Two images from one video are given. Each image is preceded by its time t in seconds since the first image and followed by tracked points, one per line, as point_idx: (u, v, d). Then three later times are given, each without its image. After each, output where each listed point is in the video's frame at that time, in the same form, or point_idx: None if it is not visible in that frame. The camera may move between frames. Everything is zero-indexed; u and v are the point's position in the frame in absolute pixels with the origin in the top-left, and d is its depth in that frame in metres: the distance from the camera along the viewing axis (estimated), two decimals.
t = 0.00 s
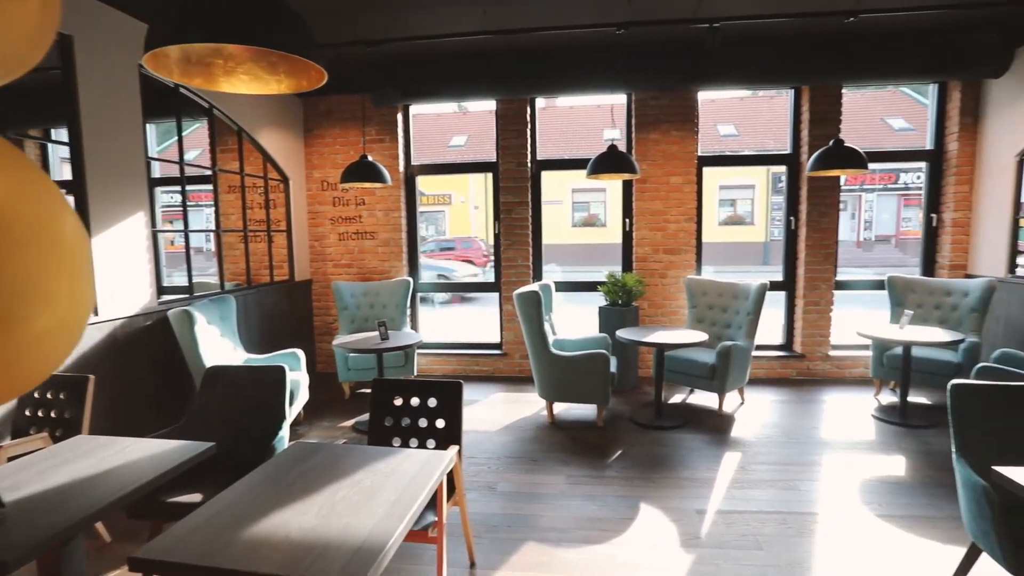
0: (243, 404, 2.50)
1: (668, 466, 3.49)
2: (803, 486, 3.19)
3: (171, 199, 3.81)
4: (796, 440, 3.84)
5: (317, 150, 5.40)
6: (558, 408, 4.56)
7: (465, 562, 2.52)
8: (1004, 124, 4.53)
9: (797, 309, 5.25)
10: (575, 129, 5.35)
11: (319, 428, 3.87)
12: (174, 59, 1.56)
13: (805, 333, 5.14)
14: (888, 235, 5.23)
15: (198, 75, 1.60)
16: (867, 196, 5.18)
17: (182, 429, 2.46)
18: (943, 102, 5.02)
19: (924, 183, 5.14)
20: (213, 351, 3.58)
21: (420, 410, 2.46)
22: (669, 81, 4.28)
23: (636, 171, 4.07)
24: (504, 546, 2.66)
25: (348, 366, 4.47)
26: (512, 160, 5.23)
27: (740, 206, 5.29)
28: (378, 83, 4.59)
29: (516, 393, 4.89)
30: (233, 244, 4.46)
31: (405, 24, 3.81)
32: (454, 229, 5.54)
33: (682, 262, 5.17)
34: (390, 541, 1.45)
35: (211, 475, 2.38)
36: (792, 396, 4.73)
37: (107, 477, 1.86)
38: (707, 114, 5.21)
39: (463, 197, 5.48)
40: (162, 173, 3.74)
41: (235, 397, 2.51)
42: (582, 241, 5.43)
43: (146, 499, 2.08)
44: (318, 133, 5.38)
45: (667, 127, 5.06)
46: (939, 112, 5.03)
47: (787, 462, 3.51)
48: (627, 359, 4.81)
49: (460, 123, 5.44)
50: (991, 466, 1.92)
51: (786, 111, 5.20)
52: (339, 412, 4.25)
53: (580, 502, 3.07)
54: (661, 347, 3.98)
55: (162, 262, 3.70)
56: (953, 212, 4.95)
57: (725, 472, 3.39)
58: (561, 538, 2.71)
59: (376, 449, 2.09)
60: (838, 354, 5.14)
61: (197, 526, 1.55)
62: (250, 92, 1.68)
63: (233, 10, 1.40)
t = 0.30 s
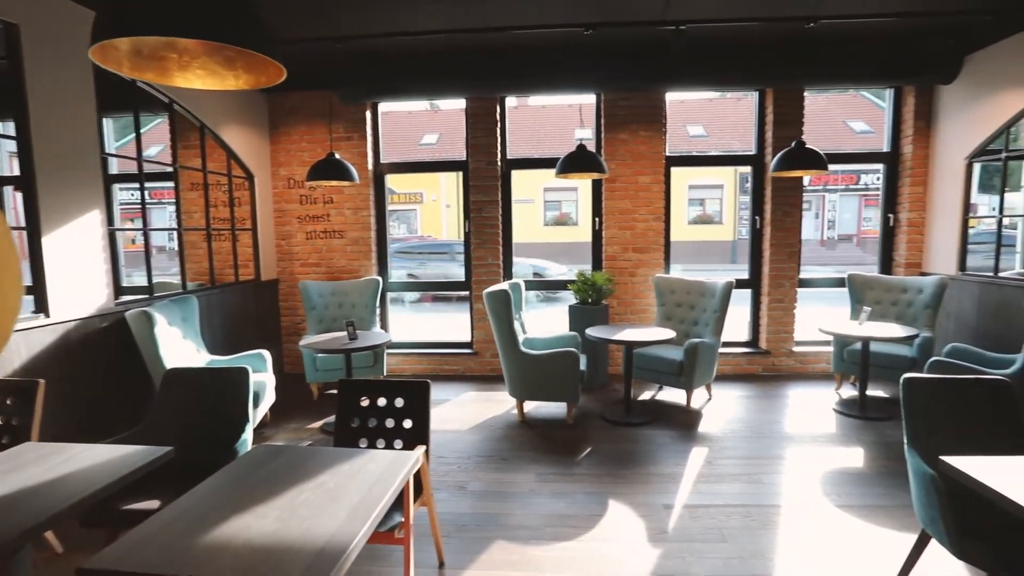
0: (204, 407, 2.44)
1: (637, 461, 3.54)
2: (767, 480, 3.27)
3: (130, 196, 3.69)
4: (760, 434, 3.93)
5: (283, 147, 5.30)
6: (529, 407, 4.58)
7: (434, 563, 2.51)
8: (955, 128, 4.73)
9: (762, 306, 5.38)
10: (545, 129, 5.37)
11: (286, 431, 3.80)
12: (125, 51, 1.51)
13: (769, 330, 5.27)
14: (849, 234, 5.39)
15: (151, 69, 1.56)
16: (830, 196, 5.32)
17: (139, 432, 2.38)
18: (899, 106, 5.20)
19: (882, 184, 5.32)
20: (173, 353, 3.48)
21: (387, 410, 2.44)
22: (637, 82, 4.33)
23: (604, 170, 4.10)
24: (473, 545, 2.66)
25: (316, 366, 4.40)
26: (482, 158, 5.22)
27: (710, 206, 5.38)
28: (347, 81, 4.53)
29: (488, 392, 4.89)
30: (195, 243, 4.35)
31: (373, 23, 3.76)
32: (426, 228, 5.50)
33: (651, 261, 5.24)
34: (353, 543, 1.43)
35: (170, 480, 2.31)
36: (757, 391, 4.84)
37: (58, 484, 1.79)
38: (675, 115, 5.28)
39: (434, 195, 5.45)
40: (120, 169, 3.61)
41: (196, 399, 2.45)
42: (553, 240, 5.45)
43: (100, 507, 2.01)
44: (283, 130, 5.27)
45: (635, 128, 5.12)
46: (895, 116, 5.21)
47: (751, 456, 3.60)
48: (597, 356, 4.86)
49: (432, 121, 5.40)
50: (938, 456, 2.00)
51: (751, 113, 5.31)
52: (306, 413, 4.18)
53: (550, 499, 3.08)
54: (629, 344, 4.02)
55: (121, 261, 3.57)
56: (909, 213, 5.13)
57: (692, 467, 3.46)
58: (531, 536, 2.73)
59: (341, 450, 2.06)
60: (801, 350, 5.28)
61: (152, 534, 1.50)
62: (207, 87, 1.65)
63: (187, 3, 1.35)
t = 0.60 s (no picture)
0: (160, 410, 2.36)
1: (605, 458, 3.57)
2: (731, 474, 3.34)
3: (82, 192, 3.54)
4: (725, 429, 4.01)
5: (246, 143, 5.17)
6: (498, 405, 4.57)
7: (400, 564, 2.48)
8: (909, 132, 4.91)
9: (727, 303, 5.49)
10: (514, 128, 5.37)
11: (249, 433, 3.72)
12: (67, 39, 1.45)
13: (735, 327, 5.38)
14: (812, 234, 5.54)
15: (97, 58, 1.50)
16: (794, 196, 5.46)
17: (90, 438, 2.29)
18: (857, 110, 5.37)
19: (840, 184, 5.48)
20: (128, 355, 3.36)
21: (352, 411, 2.41)
22: (606, 82, 4.36)
23: (572, 169, 4.12)
24: (441, 545, 2.64)
25: (281, 367, 4.31)
26: (451, 156, 5.19)
27: (679, 205, 5.47)
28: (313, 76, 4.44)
29: (458, 391, 4.87)
30: (153, 240, 4.21)
31: (339, 18, 3.69)
32: (397, 227, 5.44)
33: (620, 260, 5.29)
34: (312, 547, 1.40)
35: (123, 486, 2.22)
36: (722, 387, 4.93)
37: None
38: (645, 115, 5.34)
39: (405, 193, 5.39)
40: (72, 164, 3.44)
41: (151, 403, 2.37)
42: (523, 239, 5.46)
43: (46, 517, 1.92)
44: (247, 126, 5.15)
45: (604, 127, 5.16)
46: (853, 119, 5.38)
47: (716, 451, 3.66)
48: (566, 354, 4.89)
49: (402, 119, 5.35)
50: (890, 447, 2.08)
51: (717, 113, 5.40)
52: (271, 415, 4.10)
53: (519, 497, 3.09)
54: (598, 342, 4.05)
55: (73, 259, 3.43)
56: (866, 213, 5.30)
57: (658, 462, 3.50)
58: (499, 535, 2.72)
59: (302, 452, 2.02)
60: (765, 347, 5.41)
61: (101, 543, 1.44)
62: (157, 78, 1.60)
63: None
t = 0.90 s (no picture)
0: (111, 415, 2.28)
1: (573, 456, 3.59)
2: (696, 469, 3.40)
3: (27, 188, 3.37)
4: (690, 425, 4.08)
5: (206, 139, 5.02)
6: (467, 405, 4.56)
7: (365, 567, 2.45)
8: (864, 134, 5.08)
9: (693, 301, 5.58)
10: (483, 126, 5.36)
11: (210, 437, 3.62)
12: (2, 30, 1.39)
13: (700, 325, 5.48)
14: (776, 233, 5.69)
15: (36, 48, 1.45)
16: (760, 196, 5.59)
17: (35, 445, 2.19)
18: (817, 112, 5.52)
19: (801, 185, 5.63)
20: (78, 358, 3.23)
21: (314, 413, 2.36)
22: (573, 81, 4.39)
23: (539, 167, 4.13)
24: (407, 547, 2.61)
25: (244, 369, 4.21)
26: (419, 154, 5.14)
27: (647, 204, 5.53)
28: (276, 71, 4.35)
29: (426, 391, 4.83)
30: (106, 238, 4.05)
31: (303, 12, 3.61)
32: (366, 225, 5.36)
33: (588, 258, 5.34)
34: (268, 553, 1.37)
35: (70, 495, 2.14)
36: (688, 384, 5.02)
37: None
38: (615, 115, 5.39)
39: (375, 191, 5.31)
40: (15, 158, 3.28)
41: (101, 408, 2.28)
42: (493, 237, 5.45)
43: None
44: (207, 121, 5.00)
45: (572, 126, 5.18)
46: (813, 121, 5.53)
47: (681, 446, 3.72)
48: (535, 352, 4.90)
49: (370, 116, 5.27)
50: (843, 439, 2.14)
51: (682, 114, 5.49)
52: (233, 418, 4.00)
53: (486, 496, 3.08)
54: (565, 341, 4.07)
55: (18, 256, 3.28)
56: (826, 212, 5.46)
57: (625, 459, 3.54)
58: (466, 535, 2.71)
59: (262, 455, 1.97)
60: (730, 343, 5.53)
61: (43, 555, 1.38)
62: (100, 68, 1.57)
63: None
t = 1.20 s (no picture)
0: (58, 421, 2.18)
1: (542, 454, 3.60)
2: (662, 465, 3.44)
3: None
4: (658, 422, 4.13)
5: (164, 134, 4.86)
6: (436, 405, 4.52)
7: (330, 572, 2.41)
8: (824, 137, 5.23)
9: (661, 300, 5.66)
10: (451, 125, 5.33)
11: (169, 443, 3.51)
12: None
13: (668, 323, 5.56)
14: (743, 232, 5.81)
15: None
16: (726, 197, 5.71)
17: None
18: (779, 115, 5.66)
19: (765, 185, 5.75)
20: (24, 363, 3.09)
21: (276, 416, 2.31)
22: (541, 81, 4.40)
23: (507, 166, 4.12)
24: (373, 550, 2.57)
25: (205, 371, 4.09)
26: (386, 153, 5.08)
27: (618, 204, 5.58)
28: (237, 65, 4.23)
29: (395, 391, 4.78)
30: (55, 237, 3.89)
31: (264, 5, 3.53)
32: (335, 224, 5.27)
33: (557, 257, 5.36)
34: (222, 562, 1.33)
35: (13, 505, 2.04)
36: (656, 381, 5.08)
37: None
38: (585, 115, 5.43)
39: (343, 189, 5.22)
40: None
41: (47, 415, 2.18)
42: (463, 236, 5.42)
43: None
44: (164, 116, 4.84)
45: (540, 126, 5.20)
46: (775, 123, 5.67)
47: (649, 443, 3.77)
48: (504, 352, 4.90)
49: (338, 113, 5.18)
50: (801, 433, 2.20)
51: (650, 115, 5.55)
52: (193, 422, 3.88)
53: (455, 497, 3.07)
54: (534, 340, 4.07)
55: None
56: (788, 213, 5.60)
57: (593, 456, 3.57)
58: (434, 536, 2.69)
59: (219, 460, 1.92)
60: (697, 341, 5.62)
61: None
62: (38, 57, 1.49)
63: None
